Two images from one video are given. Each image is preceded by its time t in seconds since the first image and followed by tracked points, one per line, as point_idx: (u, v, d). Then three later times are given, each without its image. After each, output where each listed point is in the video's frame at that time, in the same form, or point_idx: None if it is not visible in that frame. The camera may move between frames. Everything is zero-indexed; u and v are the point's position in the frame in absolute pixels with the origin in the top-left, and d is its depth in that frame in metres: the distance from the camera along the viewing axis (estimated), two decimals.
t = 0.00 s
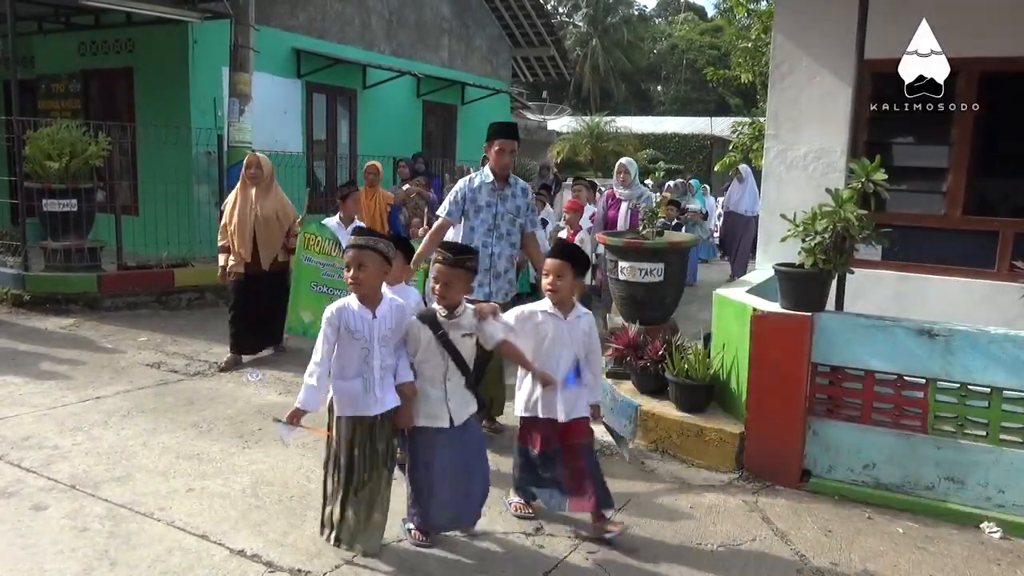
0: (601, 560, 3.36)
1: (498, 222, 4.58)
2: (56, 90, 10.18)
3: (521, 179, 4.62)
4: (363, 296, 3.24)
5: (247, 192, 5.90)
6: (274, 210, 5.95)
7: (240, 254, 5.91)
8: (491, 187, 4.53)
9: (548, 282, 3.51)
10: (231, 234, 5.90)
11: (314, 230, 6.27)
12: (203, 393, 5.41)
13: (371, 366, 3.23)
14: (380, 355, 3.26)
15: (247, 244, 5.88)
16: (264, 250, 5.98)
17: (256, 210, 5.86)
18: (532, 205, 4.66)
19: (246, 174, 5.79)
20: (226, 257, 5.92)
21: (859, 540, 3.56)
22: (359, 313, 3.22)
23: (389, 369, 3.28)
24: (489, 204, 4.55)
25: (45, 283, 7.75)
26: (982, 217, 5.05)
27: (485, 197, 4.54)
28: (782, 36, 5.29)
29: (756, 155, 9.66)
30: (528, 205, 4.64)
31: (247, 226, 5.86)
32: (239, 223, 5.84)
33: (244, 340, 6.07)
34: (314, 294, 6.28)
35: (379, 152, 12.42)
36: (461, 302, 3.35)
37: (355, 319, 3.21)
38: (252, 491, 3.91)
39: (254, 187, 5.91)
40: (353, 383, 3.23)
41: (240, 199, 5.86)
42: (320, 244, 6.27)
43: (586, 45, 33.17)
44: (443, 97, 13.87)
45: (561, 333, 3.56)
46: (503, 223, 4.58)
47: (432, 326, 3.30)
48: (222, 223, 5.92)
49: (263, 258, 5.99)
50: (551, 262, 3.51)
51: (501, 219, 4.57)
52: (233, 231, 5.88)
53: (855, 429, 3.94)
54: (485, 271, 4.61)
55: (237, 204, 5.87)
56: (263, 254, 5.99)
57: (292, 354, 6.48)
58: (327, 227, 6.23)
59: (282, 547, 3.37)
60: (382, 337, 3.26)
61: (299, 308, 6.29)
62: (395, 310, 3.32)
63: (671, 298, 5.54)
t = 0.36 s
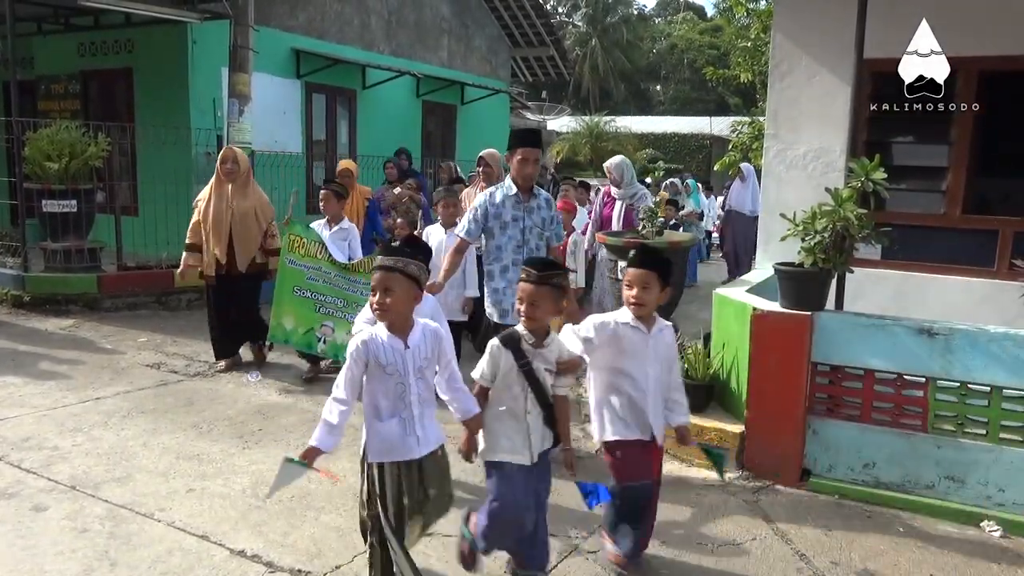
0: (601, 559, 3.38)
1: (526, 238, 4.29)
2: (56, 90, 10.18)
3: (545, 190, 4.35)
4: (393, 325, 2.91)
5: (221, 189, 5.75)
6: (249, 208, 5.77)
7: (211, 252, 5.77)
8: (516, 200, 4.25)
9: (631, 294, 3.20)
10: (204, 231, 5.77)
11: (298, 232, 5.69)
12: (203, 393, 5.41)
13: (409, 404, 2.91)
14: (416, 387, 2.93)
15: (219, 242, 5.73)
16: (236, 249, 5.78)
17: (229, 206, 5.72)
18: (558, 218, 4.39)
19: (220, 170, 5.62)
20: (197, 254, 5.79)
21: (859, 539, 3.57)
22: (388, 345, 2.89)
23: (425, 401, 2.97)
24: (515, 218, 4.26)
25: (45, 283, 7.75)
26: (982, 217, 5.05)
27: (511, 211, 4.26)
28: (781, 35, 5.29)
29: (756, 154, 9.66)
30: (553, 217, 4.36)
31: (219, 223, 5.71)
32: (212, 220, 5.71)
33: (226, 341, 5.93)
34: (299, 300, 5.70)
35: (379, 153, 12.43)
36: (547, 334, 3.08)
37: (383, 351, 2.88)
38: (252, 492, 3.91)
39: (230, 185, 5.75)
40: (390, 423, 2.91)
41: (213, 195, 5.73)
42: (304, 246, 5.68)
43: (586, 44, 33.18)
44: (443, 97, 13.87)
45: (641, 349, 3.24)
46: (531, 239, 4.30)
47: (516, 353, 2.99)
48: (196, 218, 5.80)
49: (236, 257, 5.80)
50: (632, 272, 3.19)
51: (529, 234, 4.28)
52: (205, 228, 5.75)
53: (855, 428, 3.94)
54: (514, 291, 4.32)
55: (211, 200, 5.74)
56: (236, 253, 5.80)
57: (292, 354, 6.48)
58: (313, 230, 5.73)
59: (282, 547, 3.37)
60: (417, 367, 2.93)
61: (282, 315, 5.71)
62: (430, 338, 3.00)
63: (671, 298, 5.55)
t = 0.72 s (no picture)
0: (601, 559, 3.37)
1: (559, 244, 4.06)
2: (56, 90, 10.18)
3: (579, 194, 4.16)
4: (463, 345, 2.70)
5: (204, 197, 5.41)
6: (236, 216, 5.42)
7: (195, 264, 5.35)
8: (549, 203, 4.01)
9: (727, 312, 2.93)
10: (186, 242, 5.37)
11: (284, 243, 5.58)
12: (204, 393, 5.41)
13: (477, 440, 2.68)
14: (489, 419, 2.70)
15: (204, 251, 5.32)
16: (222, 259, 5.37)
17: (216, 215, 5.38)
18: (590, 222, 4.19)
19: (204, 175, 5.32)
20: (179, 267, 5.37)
21: (859, 539, 3.57)
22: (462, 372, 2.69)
23: (498, 439, 2.72)
24: (548, 223, 4.02)
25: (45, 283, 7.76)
26: (981, 217, 5.06)
27: (543, 215, 4.01)
28: (781, 36, 5.29)
29: (756, 154, 9.67)
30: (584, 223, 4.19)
31: (203, 232, 5.32)
32: (195, 229, 5.32)
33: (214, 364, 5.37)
34: (291, 313, 5.56)
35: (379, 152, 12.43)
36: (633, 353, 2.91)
37: (454, 377, 2.68)
38: (252, 492, 3.91)
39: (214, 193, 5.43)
40: (455, 459, 2.69)
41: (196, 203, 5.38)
42: (291, 257, 5.56)
43: (586, 45, 33.15)
44: (443, 97, 13.88)
45: (736, 374, 3.00)
46: (564, 245, 4.07)
47: (604, 390, 2.79)
48: (178, 231, 5.40)
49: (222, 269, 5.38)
50: (728, 286, 2.93)
51: (563, 240, 4.06)
52: (188, 238, 5.35)
53: (855, 428, 3.94)
54: (544, 302, 4.04)
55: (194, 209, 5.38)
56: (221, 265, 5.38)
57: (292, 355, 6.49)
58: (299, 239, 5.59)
59: (282, 547, 3.37)
60: (491, 398, 2.71)
61: (274, 329, 5.57)
62: (508, 365, 2.79)
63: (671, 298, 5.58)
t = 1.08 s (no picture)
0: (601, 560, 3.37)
1: (610, 249, 3.60)
2: (56, 90, 10.17)
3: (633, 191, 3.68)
4: (563, 382, 2.27)
5: (188, 198, 4.97)
6: (223, 220, 4.99)
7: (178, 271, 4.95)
8: (600, 204, 3.56)
9: (846, 329, 2.64)
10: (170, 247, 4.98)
11: (272, 243, 5.07)
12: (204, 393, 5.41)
13: (588, 488, 2.28)
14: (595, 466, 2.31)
15: (190, 259, 4.93)
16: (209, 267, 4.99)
17: (200, 218, 4.93)
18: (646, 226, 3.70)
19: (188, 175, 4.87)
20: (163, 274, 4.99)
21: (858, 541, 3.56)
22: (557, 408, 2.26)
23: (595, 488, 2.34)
24: (597, 225, 3.57)
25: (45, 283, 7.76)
26: (981, 217, 5.06)
27: (593, 216, 3.56)
28: (781, 36, 5.29)
29: (756, 155, 9.68)
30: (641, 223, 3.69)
31: (188, 237, 4.91)
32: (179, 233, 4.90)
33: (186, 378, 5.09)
34: (275, 322, 5.12)
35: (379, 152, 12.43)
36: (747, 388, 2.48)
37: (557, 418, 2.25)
38: (252, 491, 3.91)
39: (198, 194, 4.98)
40: (557, 510, 2.26)
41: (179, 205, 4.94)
42: (279, 259, 5.07)
43: (586, 45, 33.12)
44: (443, 98, 13.88)
45: (864, 403, 2.66)
46: (617, 250, 3.61)
47: (715, 422, 2.39)
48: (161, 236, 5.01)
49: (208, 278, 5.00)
50: (848, 301, 2.65)
51: (615, 244, 3.60)
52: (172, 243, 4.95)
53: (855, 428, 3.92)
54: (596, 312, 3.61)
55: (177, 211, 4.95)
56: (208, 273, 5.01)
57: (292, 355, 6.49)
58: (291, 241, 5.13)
59: (282, 547, 3.37)
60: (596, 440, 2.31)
61: (254, 340, 5.12)
62: (607, 403, 2.39)
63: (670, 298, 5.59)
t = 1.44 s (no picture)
0: (601, 560, 3.36)
1: (660, 260, 3.50)
2: (56, 90, 10.17)
3: (683, 197, 3.60)
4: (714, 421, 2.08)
5: (161, 198, 4.70)
6: (201, 220, 4.76)
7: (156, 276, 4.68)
8: (649, 213, 3.49)
9: (967, 349, 2.49)
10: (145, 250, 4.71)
11: (257, 247, 4.78)
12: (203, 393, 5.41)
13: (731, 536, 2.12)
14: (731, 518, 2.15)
15: (168, 263, 4.67)
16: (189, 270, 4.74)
17: (177, 218, 4.69)
18: (700, 232, 3.62)
19: (161, 172, 4.59)
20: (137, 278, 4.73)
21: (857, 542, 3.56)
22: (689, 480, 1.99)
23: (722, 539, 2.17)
24: (646, 236, 3.50)
25: (44, 283, 7.76)
26: (982, 217, 5.05)
27: (641, 227, 3.49)
28: (782, 36, 5.29)
29: (756, 155, 9.69)
30: (693, 231, 3.59)
31: (165, 239, 4.66)
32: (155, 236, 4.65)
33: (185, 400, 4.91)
34: (265, 333, 4.82)
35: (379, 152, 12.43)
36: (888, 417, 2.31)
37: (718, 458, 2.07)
38: (252, 491, 3.91)
39: (171, 193, 4.72)
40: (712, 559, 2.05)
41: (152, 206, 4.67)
42: (267, 266, 4.79)
43: (586, 44, 33.06)
44: (443, 98, 13.87)
45: (998, 429, 2.53)
46: (667, 261, 3.51)
47: (852, 457, 2.20)
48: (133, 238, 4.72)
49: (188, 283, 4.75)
50: (964, 319, 2.49)
51: (665, 255, 3.50)
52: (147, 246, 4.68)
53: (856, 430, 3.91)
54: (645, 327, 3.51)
55: (150, 211, 4.68)
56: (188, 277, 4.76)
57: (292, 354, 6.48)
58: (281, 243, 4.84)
59: (282, 547, 3.37)
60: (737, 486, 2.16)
61: (242, 355, 4.81)
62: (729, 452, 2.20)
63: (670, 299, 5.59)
